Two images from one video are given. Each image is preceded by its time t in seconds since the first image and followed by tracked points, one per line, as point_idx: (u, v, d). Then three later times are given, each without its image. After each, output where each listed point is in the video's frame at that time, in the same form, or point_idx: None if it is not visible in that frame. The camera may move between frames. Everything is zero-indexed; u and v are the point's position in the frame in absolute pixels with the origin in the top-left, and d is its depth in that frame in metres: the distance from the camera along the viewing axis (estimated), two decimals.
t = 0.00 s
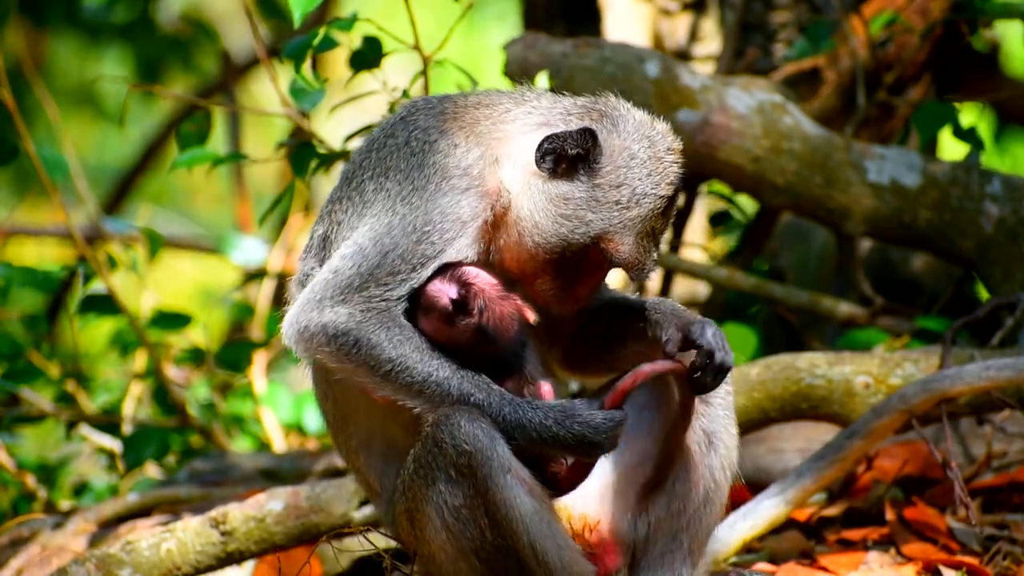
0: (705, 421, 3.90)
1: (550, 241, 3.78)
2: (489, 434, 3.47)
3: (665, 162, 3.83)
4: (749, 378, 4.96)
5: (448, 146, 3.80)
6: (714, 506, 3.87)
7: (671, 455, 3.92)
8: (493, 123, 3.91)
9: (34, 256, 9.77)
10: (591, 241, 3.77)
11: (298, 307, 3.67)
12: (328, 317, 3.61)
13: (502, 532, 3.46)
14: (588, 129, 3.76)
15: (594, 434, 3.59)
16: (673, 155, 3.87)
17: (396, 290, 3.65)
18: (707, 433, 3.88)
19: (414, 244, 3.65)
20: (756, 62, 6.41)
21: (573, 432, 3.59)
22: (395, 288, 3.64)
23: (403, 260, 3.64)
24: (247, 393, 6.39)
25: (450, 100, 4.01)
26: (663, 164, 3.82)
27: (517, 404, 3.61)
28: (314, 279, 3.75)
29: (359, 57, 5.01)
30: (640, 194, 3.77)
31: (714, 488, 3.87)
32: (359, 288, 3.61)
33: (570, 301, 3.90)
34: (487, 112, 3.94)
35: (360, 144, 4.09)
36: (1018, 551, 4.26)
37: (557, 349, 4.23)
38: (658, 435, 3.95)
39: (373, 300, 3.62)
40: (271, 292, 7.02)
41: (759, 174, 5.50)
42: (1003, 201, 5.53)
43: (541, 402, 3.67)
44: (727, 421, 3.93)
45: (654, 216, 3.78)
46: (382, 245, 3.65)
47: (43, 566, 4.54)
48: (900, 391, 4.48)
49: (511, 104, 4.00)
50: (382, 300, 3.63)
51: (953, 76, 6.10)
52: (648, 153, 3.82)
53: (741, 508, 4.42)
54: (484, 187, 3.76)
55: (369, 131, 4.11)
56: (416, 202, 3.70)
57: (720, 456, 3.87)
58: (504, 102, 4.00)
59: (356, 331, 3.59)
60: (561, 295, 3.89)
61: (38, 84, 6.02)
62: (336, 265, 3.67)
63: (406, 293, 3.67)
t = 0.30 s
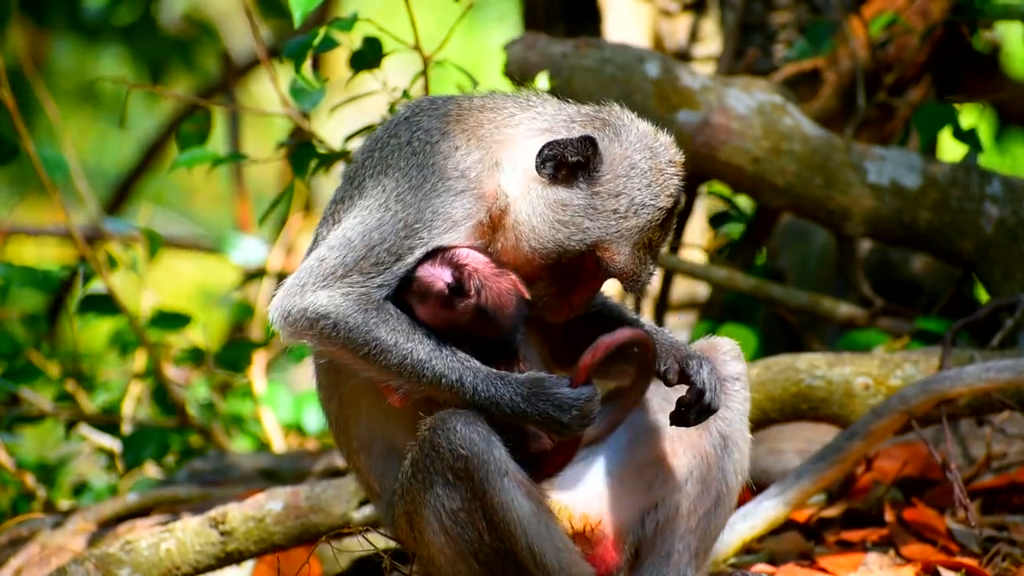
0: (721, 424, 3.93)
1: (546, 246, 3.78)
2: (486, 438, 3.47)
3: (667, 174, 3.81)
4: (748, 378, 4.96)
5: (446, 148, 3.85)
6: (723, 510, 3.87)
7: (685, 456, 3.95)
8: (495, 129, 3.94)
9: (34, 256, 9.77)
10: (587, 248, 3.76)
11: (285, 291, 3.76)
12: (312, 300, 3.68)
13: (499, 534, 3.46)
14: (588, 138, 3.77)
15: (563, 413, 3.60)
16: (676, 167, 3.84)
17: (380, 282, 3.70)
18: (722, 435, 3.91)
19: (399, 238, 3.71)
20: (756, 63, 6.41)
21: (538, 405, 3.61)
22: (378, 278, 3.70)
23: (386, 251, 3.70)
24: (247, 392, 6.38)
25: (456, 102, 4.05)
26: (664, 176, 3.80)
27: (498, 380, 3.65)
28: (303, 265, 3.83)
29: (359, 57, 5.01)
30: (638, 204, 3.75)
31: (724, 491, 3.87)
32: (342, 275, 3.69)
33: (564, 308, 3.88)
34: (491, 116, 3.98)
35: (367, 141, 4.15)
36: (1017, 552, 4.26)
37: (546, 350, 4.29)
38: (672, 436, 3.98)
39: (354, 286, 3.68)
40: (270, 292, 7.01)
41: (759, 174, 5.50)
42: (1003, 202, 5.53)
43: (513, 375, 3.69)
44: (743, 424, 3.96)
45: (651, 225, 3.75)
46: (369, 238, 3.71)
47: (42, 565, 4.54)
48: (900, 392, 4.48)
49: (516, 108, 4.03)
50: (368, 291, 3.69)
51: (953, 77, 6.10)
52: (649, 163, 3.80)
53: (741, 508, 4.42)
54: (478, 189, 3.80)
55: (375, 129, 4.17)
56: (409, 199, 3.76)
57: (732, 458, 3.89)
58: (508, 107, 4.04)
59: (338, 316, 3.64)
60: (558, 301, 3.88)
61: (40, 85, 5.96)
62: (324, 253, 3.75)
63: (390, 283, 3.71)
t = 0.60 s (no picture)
0: (722, 426, 3.96)
1: (530, 236, 3.78)
2: (474, 443, 3.48)
3: (652, 163, 3.79)
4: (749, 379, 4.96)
5: (433, 140, 3.96)
6: (724, 510, 3.89)
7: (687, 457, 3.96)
8: (486, 121, 4.02)
9: (33, 255, 9.77)
10: (571, 236, 3.76)
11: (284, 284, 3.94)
12: (302, 290, 3.83)
13: (489, 540, 3.47)
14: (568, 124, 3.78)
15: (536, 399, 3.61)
16: (663, 157, 3.82)
17: (364, 271, 3.81)
18: (723, 437, 3.94)
19: (384, 227, 3.83)
20: (757, 64, 6.41)
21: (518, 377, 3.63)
22: (364, 267, 3.82)
23: (371, 241, 3.83)
24: (246, 392, 6.35)
25: (452, 95, 4.15)
26: (649, 165, 3.78)
27: (477, 349, 3.68)
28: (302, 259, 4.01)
29: (361, 57, 5.02)
30: (621, 190, 3.74)
31: (724, 492, 3.89)
32: (330, 266, 3.85)
33: (557, 302, 3.88)
34: (483, 109, 4.06)
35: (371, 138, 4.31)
36: (1017, 554, 4.28)
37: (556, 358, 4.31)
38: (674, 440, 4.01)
39: (340, 274, 3.82)
40: (270, 291, 7.01)
41: (760, 176, 5.50)
42: (1003, 204, 5.53)
43: (494, 347, 3.71)
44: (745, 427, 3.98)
45: (636, 212, 3.73)
46: (356, 231, 3.86)
47: (42, 564, 4.56)
48: (900, 394, 4.47)
49: (509, 102, 4.11)
50: (353, 279, 3.80)
51: (955, 78, 6.10)
52: (634, 153, 3.80)
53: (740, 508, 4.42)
54: (463, 178, 3.87)
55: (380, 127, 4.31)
56: (396, 191, 3.89)
57: (733, 458, 3.91)
58: (501, 100, 4.11)
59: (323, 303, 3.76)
60: (550, 293, 3.87)
61: (42, 84, 5.96)
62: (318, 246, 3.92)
63: (376, 271, 3.81)
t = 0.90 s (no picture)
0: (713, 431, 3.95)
1: (528, 232, 3.79)
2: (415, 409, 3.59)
3: (640, 147, 3.78)
4: (745, 383, 4.98)
5: (431, 144, 4.00)
6: (715, 516, 3.90)
7: (676, 463, 3.96)
8: (479, 121, 4.06)
9: (30, 257, 9.77)
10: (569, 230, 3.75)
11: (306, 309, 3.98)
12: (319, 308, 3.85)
13: (437, 506, 3.52)
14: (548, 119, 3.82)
15: (567, 342, 3.53)
16: (653, 140, 3.80)
17: (380, 278, 3.80)
18: (714, 443, 3.93)
19: (390, 235, 3.85)
20: (754, 68, 6.42)
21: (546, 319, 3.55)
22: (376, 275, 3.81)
23: (379, 249, 3.84)
24: (242, 394, 6.31)
25: (446, 101, 4.19)
26: (636, 150, 3.76)
27: (495, 314, 3.63)
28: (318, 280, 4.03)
29: (357, 60, 5.01)
30: (613, 176, 3.74)
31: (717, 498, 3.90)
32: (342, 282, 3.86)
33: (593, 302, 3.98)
34: (476, 112, 4.10)
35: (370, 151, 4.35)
36: (1012, 558, 4.27)
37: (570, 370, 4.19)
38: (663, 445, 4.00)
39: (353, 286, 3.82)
40: (267, 294, 7.00)
41: (756, 179, 5.50)
42: (1000, 208, 5.52)
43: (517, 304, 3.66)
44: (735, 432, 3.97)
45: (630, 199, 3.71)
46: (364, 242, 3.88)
47: (37, 566, 4.58)
48: (896, 397, 4.47)
49: (499, 105, 4.14)
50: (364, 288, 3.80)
51: (952, 81, 6.08)
52: (622, 138, 3.81)
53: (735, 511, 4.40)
54: (462, 180, 3.90)
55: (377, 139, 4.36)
56: (397, 198, 3.91)
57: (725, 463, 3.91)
58: (493, 104, 4.15)
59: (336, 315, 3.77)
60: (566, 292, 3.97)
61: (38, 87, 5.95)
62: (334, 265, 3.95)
63: (390, 278, 3.81)
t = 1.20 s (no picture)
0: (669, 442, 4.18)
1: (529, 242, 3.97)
2: (475, 405, 3.79)
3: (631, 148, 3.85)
4: (734, 390, 5.00)
5: (437, 152, 4.13)
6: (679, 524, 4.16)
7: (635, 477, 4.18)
8: (485, 131, 4.21)
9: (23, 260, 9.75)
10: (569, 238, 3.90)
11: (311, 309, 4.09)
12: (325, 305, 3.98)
13: (476, 505, 3.76)
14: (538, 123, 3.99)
15: (568, 275, 3.59)
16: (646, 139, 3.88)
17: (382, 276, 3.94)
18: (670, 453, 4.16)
19: (397, 240, 3.98)
20: (745, 74, 6.43)
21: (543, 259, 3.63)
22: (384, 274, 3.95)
23: (386, 253, 3.97)
24: (232, 399, 6.26)
25: (452, 109, 4.32)
26: (630, 151, 3.85)
27: (495, 272, 3.78)
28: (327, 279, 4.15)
29: (349, 65, 5.01)
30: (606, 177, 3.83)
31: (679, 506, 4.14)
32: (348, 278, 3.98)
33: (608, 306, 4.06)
34: (479, 123, 4.24)
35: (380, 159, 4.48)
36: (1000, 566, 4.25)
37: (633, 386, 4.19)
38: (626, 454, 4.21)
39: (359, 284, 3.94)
40: (258, 298, 6.99)
41: (747, 186, 5.51)
42: (990, 216, 5.53)
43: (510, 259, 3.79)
44: (690, 440, 4.21)
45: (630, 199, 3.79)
46: (371, 245, 4.01)
47: (25, 570, 4.60)
48: (885, 405, 4.46)
49: (501, 117, 4.28)
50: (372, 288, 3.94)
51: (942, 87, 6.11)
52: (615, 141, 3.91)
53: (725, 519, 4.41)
54: (466, 188, 4.04)
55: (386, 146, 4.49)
56: (404, 204, 4.04)
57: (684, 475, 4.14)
58: (494, 114, 4.29)
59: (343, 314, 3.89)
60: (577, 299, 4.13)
61: (28, 91, 5.95)
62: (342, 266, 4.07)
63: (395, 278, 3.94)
